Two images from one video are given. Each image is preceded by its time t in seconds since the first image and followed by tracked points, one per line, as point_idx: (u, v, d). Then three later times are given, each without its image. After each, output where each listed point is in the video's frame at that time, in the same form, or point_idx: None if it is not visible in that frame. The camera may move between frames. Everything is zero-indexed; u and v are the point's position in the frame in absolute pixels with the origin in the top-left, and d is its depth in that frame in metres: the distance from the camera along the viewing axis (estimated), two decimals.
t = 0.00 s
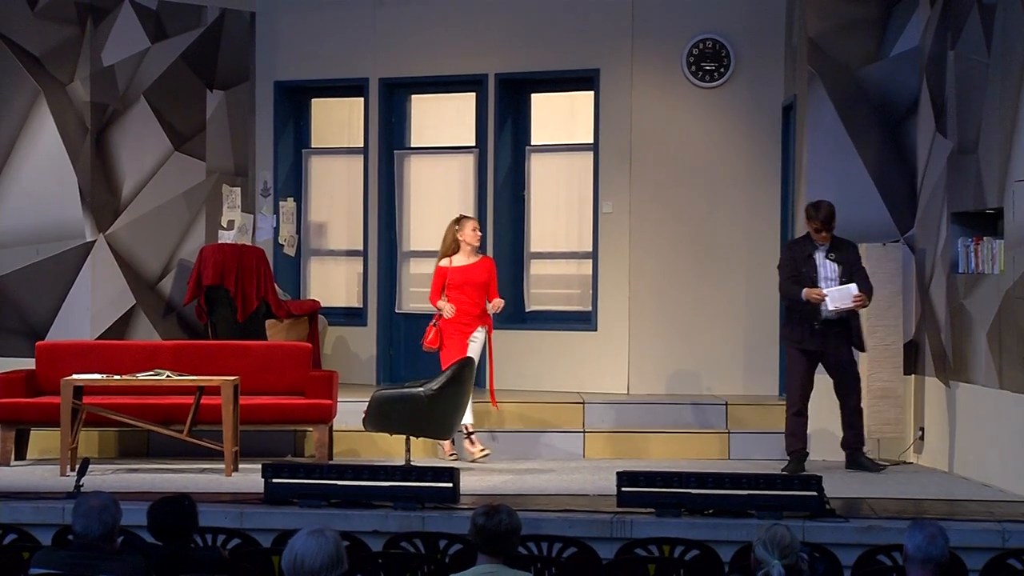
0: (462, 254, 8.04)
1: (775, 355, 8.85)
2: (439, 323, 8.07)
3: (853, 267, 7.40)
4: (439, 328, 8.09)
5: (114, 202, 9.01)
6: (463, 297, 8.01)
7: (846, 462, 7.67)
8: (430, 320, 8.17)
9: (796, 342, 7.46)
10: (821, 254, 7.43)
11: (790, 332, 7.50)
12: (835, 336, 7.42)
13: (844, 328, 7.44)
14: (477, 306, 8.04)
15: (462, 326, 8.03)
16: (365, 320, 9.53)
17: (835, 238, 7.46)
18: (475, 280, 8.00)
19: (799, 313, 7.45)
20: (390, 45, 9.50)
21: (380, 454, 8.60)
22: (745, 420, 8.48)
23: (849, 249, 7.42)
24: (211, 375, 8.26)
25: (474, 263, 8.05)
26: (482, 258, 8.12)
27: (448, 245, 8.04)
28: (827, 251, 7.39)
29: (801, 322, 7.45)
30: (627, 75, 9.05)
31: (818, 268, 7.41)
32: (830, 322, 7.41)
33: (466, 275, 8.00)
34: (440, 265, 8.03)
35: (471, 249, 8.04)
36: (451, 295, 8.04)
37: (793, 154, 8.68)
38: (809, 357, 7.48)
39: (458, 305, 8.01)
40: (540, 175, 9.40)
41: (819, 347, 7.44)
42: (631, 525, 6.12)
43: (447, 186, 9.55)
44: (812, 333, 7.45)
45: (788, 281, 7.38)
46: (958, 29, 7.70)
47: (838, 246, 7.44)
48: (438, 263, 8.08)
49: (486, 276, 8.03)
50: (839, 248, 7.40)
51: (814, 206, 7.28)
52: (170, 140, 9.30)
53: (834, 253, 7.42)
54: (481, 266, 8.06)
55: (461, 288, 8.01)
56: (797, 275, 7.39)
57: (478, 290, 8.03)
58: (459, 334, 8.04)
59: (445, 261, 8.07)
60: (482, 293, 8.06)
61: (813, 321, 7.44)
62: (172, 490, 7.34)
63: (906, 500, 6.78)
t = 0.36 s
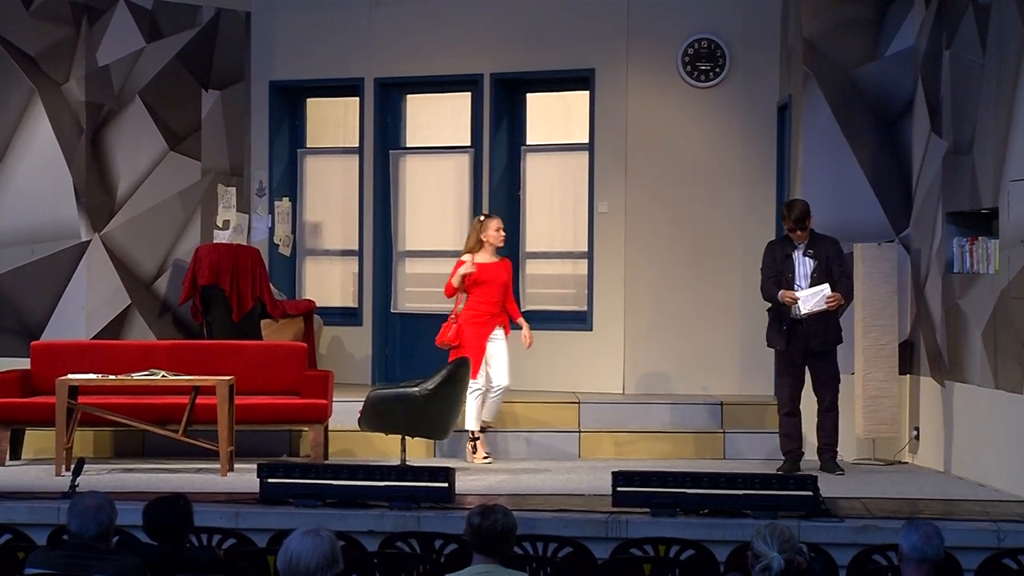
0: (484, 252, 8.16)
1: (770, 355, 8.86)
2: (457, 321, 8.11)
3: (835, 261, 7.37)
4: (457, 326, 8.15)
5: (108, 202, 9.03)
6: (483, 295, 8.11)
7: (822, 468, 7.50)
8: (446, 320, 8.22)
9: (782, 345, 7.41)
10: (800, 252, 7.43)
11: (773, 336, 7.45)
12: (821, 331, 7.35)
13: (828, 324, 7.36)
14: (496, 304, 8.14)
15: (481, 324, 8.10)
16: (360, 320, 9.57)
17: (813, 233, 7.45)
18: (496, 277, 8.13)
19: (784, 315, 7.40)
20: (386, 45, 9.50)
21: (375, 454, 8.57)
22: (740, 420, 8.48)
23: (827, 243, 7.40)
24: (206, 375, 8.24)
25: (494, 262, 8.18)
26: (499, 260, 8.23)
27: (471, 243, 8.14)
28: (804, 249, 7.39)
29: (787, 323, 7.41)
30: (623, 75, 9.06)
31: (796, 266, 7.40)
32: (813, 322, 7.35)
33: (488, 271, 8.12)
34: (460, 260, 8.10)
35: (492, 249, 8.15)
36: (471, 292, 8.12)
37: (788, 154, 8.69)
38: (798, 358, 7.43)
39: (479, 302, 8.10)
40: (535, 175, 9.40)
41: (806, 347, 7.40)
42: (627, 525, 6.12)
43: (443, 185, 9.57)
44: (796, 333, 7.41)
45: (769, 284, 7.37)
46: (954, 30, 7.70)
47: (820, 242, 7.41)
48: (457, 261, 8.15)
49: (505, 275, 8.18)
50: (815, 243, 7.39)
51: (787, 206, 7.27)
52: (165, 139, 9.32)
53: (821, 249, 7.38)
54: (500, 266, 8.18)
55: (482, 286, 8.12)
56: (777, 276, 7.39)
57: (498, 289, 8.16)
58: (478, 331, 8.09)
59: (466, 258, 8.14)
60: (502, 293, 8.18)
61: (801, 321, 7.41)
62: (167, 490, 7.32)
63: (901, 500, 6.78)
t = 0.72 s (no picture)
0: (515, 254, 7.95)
1: (767, 355, 8.87)
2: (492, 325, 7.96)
3: (835, 260, 7.37)
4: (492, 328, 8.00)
5: (105, 202, 9.03)
6: (517, 298, 7.94)
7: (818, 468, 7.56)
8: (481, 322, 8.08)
9: (784, 344, 7.41)
10: (800, 251, 7.42)
11: (777, 336, 7.44)
12: (829, 330, 7.34)
13: (833, 322, 7.36)
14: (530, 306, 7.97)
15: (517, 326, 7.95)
16: (357, 320, 9.58)
17: (812, 233, 7.44)
18: (529, 280, 7.94)
19: (785, 314, 7.39)
20: (383, 45, 9.51)
21: (373, 454, 8.55)
22: (737, 420, 8.48)
23: (827, 242, 7.40)
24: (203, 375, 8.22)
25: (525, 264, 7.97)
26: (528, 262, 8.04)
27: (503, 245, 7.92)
28: (804, 248, 7.38)
29: (789, 322, 7.40)
30: (620, 75, 9.06)
31: (795, 266, 7.40)
32: (817, 321, 7.35)
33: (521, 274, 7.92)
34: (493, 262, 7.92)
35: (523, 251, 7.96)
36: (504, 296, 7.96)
37: (786, 155, 8.69)
38: (800, 357, 7.41)
39: (513, 306, 7.94)
40: (532, 175, 9.41)
41: (808, 346, 7.40)
42: (624, 525, 6.12)
43: (440, 186, 9.58)
44: (799, 332, 7.40)
45: (769, 284, 7.36)
46: (951, 30, 7.71)
47: (822, 241, 7.41)
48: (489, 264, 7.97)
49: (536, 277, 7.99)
50: (816, 242, 7.39)
51: (787, 206, 7.25)
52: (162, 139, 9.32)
53: (823, 248, 7.38)
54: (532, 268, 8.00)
55: (515, 288, 7.94)
56: (778, 276, 7.38)
57: (529, 291, 7.97)
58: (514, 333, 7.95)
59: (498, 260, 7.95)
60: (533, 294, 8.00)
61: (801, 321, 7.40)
62: (164, 490, 7.31)
63: (898, 500, 6.79)
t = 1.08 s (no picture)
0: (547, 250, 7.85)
1: (762, 355, 8.88)
2: (532, 324, 7.85)
3: (837, 260, 7.37)
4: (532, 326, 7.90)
5: (100, 202, 9.05)
6: (551, 294, 7.86)
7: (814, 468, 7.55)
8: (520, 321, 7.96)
9: (784, 344, 7.40)
10: (801, 251, 7.42)
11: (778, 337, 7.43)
12: (832, 329, 7.36)
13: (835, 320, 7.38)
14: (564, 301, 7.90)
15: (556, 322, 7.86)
16: (352, 320, 9.58)
17: (814, 233, 7.45)
18: (561, 274, 7.86)
19: (786, 315, 7.40)
20: (378, 45, 9.51)
21: (368, 454, 8.54)
22: (732, 420, 8.47)
23: (828, 243, 7.40)
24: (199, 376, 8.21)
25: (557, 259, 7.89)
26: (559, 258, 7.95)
27: (534, 243, 7.81)
28: (806, 249, 7.38)
29: (790, 323, 7.40)
30: (615, 75, 9.07)
31: (797, 266, 7.40)
32: (817, 322, 7.36)
33: (554, 270, 7.83)
34: (529, 262, 7.79)
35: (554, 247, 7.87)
36: (540, 293, 7.85)
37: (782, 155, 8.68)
38: (800, 357, 7.41)
39: (548, 302, 7.85)
40: (528, 175, 9.41)
41: (808, 347, 7.41)
42: (619, 525, 6.12)
43: (435, 186, 9.57)
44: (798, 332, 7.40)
45: (770, 283, 7.37)
46: (946, 30, 7.72)
47: (823, 242, 7.41)
48: (522, 263, 7.85)
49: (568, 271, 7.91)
50: (818, 242, 7.39)
51: (789, 205, 7.26)
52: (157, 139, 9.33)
53: (824, 249, 7.38)
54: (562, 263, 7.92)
55: (549, 285, 7.85)
56: (779, 276, 7.39)
57: (562, 286, 7.89)
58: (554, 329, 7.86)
59: (533, 260, 7.82)
60: (566, 289, 7.93)
61: (800, 321, 7.41)
62: (159, 490, 7.31)
63: (893, 500, 6.79)
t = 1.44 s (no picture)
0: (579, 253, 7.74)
1: (756, 355, 8.88)
2: (565, 325, 7.73)
3: (833, 262, 7.30)
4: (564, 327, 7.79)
5: (95, 202, 9.05)
6: (585, 295, 7.74)
7: (810, 469, 7.54)
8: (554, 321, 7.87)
9: (782, 344, 7.41)
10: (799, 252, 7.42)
11: (775, 336, 7.46)
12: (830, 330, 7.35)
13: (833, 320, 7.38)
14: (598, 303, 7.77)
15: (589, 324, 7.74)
16: (347, 320, 9.59)
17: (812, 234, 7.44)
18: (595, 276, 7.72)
19: (783, 314, 7.42)
20: (372, 46, 9.52)
21: (363, 455, 8.53)
22: (727, 420, 8.47)
23: (826, 244, 7.35)
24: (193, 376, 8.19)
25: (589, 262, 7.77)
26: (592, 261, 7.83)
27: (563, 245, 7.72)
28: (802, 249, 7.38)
29: (788, 323, 7.42)
30: (609, 75, 9.07)
31: (793, 266, 7.40)
32: (814, 321, 7.36)
33: (587, 272, 7.71)
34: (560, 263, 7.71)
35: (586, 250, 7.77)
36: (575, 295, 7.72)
37: (775, 156, 8.69)
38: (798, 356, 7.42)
39: (581, 303, 7.73)
40: (521, 176, 9.43)
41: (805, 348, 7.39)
42: (613, 525, 6.12)
43: (430, 186, 9.58)
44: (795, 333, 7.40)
45: (764, 281, 7.40)
46: (940, 30, 7.72)
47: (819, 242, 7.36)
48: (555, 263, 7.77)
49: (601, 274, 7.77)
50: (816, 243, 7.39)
51: (785, 205, 7.26)
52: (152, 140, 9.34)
53: (820, 251, 7.33)
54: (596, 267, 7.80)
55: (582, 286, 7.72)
56: (776, 276, 7.40)
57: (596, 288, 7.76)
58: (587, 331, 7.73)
59: (565, 260, 7.75)
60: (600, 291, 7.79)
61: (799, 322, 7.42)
62: (154, 490, 7.31)
63: (887, 500, 6.80)
